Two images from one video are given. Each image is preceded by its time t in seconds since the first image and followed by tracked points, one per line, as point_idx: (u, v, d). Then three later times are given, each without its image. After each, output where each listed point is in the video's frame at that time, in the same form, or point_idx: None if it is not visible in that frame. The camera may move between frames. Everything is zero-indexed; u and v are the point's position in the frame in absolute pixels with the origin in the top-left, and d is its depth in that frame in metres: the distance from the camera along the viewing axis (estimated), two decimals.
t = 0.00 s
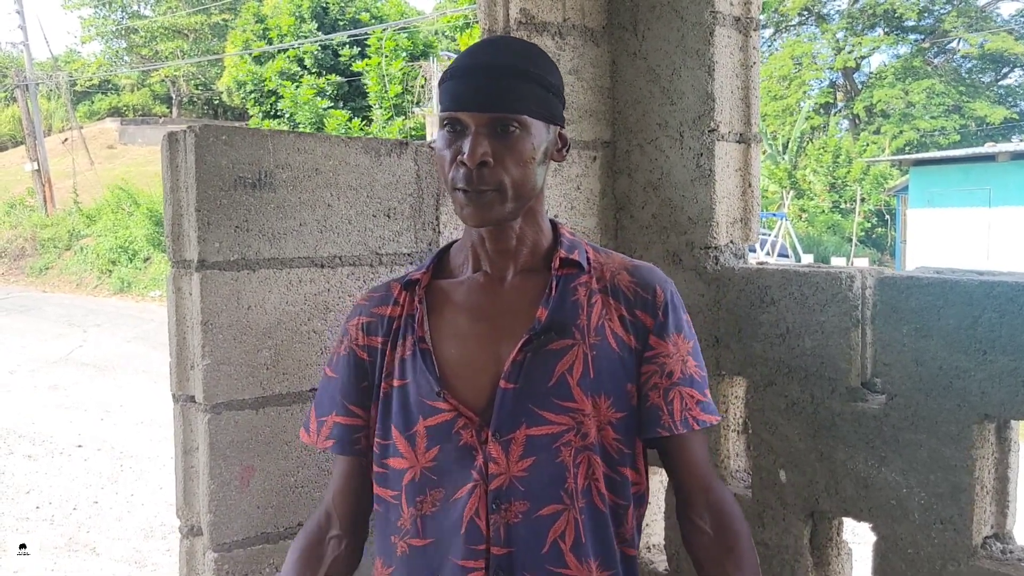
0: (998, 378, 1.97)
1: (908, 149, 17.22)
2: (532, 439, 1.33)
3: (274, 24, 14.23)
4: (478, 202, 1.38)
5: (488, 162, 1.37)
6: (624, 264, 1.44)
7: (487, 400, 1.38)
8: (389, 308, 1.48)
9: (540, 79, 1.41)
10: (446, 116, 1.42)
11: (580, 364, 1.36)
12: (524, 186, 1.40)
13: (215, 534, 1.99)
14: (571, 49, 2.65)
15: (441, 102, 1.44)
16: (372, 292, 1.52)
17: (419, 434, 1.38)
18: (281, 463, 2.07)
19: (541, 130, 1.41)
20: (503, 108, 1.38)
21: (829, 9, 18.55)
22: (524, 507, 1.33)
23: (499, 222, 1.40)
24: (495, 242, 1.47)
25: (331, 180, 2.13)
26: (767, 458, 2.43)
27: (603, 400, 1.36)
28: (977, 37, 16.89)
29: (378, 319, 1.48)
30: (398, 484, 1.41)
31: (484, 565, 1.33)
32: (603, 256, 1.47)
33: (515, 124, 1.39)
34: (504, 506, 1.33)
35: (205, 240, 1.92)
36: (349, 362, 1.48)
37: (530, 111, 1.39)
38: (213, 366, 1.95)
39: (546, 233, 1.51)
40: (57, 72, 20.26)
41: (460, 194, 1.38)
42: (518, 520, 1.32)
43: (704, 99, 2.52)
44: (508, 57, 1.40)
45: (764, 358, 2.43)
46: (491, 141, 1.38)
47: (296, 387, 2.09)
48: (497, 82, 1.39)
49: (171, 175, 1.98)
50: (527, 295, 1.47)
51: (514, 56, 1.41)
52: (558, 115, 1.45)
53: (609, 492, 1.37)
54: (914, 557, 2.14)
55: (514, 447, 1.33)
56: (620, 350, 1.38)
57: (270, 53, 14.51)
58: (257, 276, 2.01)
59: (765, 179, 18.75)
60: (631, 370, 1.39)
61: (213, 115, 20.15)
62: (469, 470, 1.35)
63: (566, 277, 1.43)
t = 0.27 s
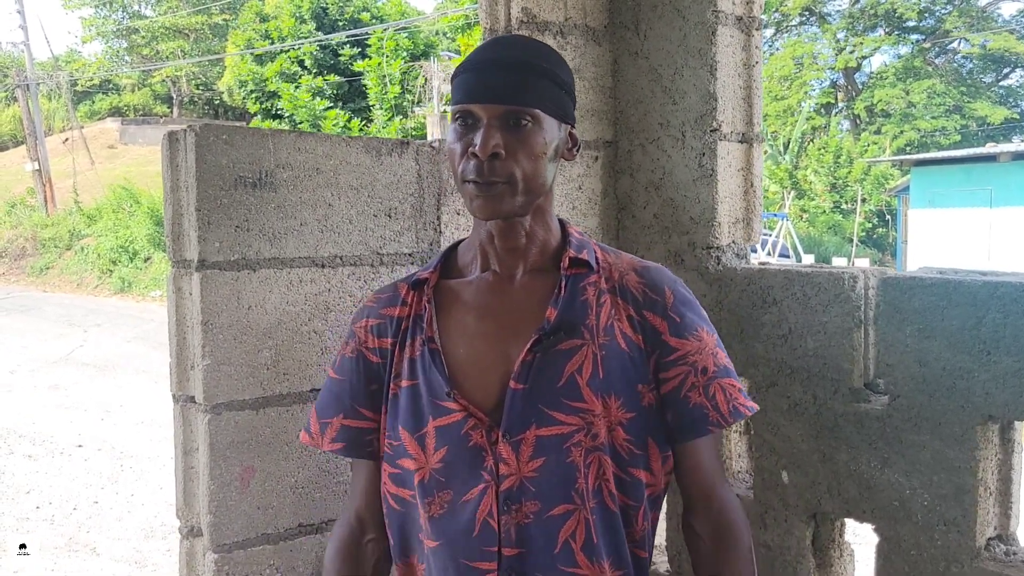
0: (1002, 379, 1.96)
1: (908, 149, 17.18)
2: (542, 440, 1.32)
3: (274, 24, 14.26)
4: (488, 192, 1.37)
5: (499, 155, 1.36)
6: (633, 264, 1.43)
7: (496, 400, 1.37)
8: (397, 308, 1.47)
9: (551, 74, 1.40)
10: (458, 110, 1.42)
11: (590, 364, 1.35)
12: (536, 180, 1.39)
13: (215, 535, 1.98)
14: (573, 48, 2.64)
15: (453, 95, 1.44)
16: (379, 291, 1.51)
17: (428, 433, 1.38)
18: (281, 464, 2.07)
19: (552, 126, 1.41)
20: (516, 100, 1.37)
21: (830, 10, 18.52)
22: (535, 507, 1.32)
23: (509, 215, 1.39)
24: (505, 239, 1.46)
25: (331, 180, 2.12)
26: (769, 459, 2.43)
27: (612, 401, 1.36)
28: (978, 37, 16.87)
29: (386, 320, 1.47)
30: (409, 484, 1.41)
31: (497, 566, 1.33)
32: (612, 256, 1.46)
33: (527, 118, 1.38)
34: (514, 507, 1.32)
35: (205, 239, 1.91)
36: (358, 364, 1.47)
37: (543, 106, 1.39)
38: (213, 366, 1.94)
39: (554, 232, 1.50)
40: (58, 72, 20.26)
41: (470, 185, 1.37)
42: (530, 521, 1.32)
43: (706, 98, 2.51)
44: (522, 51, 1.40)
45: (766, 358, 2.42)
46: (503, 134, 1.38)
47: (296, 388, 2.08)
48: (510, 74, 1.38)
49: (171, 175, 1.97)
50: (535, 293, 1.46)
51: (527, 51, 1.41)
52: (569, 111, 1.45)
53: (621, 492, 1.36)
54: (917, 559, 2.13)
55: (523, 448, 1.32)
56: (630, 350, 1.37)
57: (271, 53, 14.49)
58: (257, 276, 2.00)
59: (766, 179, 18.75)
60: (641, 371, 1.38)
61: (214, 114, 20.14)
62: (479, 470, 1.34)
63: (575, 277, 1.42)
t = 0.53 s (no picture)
0: (1003, 380, 1.96)
1: (909, 149, 17.16)
2: (545, 441, 1.32)
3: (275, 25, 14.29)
4: (492, 192, 1.36)
5: (504, 155, 1.35)
6: (636, 266, 1.43)
7: (500, 402, 1.37)
8: (403, 309, 1.47)
9: (555, 74, 1.40)
10: (461, 110, 1.41)
11: (593, 366, 1.34)
12: (540, 181, 1.39)
13: (214, 536, 1.97)
14: (574, 48, 2.64)
15: (456, 95, 1.43)
16: (385, 293, 1.50)
17: (434, 434, 1.38)
18: (281, 464, 2.06)
19: (556, 126, 1.40)
20: (519, 101, 1.37)
21: (830, 10, 18.51)
22: (539, 508, 1.32)
23: (514, 217, 1.38)
24: (509, 240, 1.46)
25: (331, 180, 2.11)
26: (769, 460, 2.42)
27: (616, 402, 1.35)
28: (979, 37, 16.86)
29: (393, 321, 1.47)
30: (419, 484, 1.41)
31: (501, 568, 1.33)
32: (616, 257, 1.45)
33: (531, 118, 1.38)
34: (518, 508, 1.32)
35: (204, 239, 1.91)
36: (368, 367, 1.48)
37: (546, 106, 1.38)
38: (213, 366, 1.93)
39: (559, 232, 1.49)
40: (59, 72, 20.28)
41: (475, 186, 1.37)
42: (533, 522, 1.32)
43: (707, 98, 2.50)
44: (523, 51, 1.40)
45: (766, 358, 2.41)
46: (507, 134, 1.37)
47: (295, 389, 2.07)
48: (514, 74, 1.38)
49: (170, 174, 1.96)
50: (540, 294, 1.45)
51: (531, 50, 1.40)
52: (572, 112, 1.44)
53: (622, 492, 1.36)
54: (918, 561, 2.13)
55: (527, 449, 1.32)
56: (632, 351, 1.37)
57: (272, 53, 14.49)
58: (256, 276, 1.99)
59: (766, 179, 18.75)
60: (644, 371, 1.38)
61: (214, 115, 20.15)
62: (482, 471, 1.34)
63: (580, 277, 1.41)
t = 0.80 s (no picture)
0: (1004, 380, 1.95)
1: (909, 149, 17.13)
2: (545, 439, 1.32)
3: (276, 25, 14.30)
4: (496, 190, 1.36)
5: (507, 153, 1.35)
6: (637, 264, 1.42)
7: (500, 399, 1.36)
8: (402, 306, 1.46)
9: (558, 73, 1.40)
10: (464, 107, 1.41)
11: (593, 364, 1.34)
12: (544, 179, 1.38)
13: (213, 536, 1.97)
14: (574, 46, 2.63)
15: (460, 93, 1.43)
16: (384, 290, 1.50)
17: (434, 432, 1.38)
18: (281, 464, 2.06)
19: (559, 125, 1.40)
20: (522, 100, 1.36)
21: (831, 10, 18.48)
22: (539, 506, 1.31)
23: (515, 214, 1.38)
24: (509, 239, 1.46)
25: (330, 179, 2.11)
26: (770, 459, 2.42)
27: (615, 400, 1.35)
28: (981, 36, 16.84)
29: (392, 318, 1.47)
30: (420, 481, 1.41)
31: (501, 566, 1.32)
32: (616, 255, 1.45)
33: (534, 117, 1.37)
34: (519, 506, 1.32)
35: (203, 239, 1.90)
36: (365, 365, 1.48)
37: (550, 105, 1.38)
38: (212, 366, 1.93)
39: (559, 231, 1.49)
40: (60, 72, 20.29)
41: (478, 183, 1.37)
42: (534, 519, 1.32)
43: (707, 98, 2.50)
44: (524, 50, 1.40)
45: (766, 358, 2.41)
46: (510, 132, 1.37)
47: (294, 389, 2.07)
48: (517, 72, 1.37)
49: (168, 173, 1.96)
50: (541, 292, 1.45)
51: (533, 50, 1.40)
52: (575, 110, 1.44)
53: (623, 490, 1.35)
54: (919, 561, 2.12)
55: (527, 446, 1.31)
56: (632, 349, 1.37)
57: (273, 53, 14.48)
58: (255, 276, 1.99)
59: (767, 179, 18.71)
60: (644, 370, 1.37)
61: (215, 115, 20.15)
62: (482, 469, 1.33)
63: (580, 276, 1.41)
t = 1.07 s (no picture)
0: (1006, 379, 1.95)
1: (910, 149, 17.12)
2: (544, 437, 1.32)
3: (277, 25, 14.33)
4: (489, 185, 1.36)
5: (501, 149, 1.35)
6: (636, 263, 1.42)
7: (499, 397, 1.36)
8: (402, 304, 1.47)
9: (557, 74, 1.40)
10: (463, 104, 1.41)
11: (592, 362, 1.34)
12: (538, 177, 1.38)
13: (213, 535, 1.97)
14: (574, 46, 2.63)
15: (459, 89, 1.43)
16: (384, 287, 1.50)
17: (433, 429, 1.38)
18: (281, 463, 2.06)
19: (555, 124, 1.40)
20: (518, 96, 1.36)
21: (832, 10, 18.45)
22: (537, 504, 1.31)
23: (509, 211, 1.37)
24: (508, 237, 1.46)
25: (331, 179, 2.11)
26: (770, 459, 2.41)
27: (613, 398, 1.35)
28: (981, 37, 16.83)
29: (392, 315, 1.47)
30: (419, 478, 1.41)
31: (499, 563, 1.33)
32: (616, 254, 1.45)
33: (530, 114, 1.37)
34: (516, 504, 1.32)
35: (204, 238, 1.90)
36: (365, 363, 1.48)
37: (547, 104, 1.38)
38: (212, 365, 1.93)
39: (559, 230, 1.49)
40: (60, 72, 20.29)
41: (472, 179, 1.36)
42: (531, 518, 1.31)
43: (708, 97, 2.50)
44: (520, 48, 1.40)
45: (767, 358, 2.41)
46: (505, 129, 1.37)
47: (295, 389, 2.07)
48: (514, 70, 1.38)
49: (169, 173, 1.96)
50: (540, 291, 1.45)
51: (533, 48, 1.40)
52: (574, 111, 1.44)
53: (620, 488, 1.35)
54: (920, 560, 2.12)
55: (526, 444, 1.31)
56: (631, 348, 1.37)
57: (274, 53, 14.48)
58: (256, 275, 1.99)
59: (768, 179, 18.70)
60: (642, 369, 1.37)
61: (216, 115, 20.15)
62: (482, 467, 1.33)
63: (579, 274, 1.41)
